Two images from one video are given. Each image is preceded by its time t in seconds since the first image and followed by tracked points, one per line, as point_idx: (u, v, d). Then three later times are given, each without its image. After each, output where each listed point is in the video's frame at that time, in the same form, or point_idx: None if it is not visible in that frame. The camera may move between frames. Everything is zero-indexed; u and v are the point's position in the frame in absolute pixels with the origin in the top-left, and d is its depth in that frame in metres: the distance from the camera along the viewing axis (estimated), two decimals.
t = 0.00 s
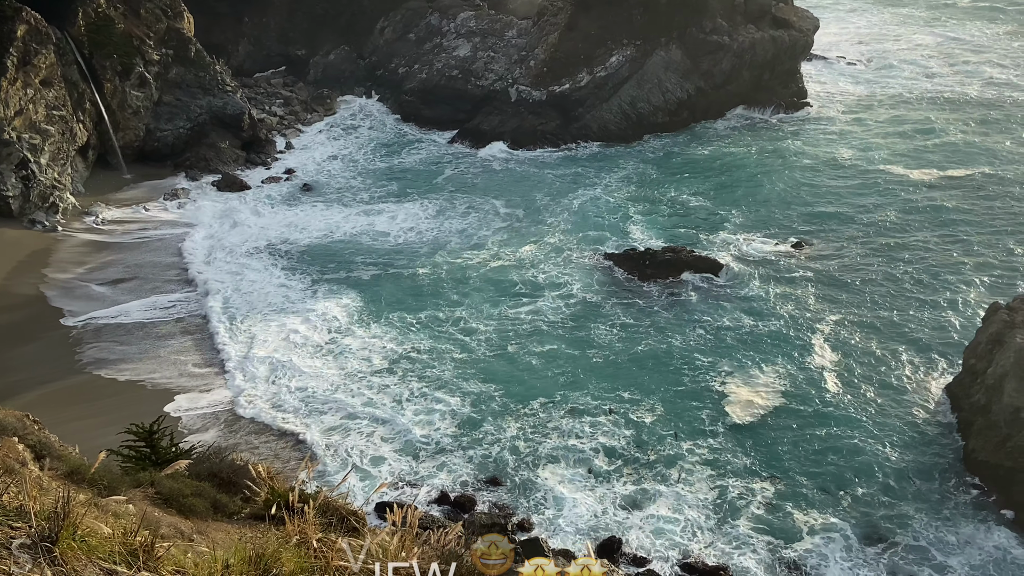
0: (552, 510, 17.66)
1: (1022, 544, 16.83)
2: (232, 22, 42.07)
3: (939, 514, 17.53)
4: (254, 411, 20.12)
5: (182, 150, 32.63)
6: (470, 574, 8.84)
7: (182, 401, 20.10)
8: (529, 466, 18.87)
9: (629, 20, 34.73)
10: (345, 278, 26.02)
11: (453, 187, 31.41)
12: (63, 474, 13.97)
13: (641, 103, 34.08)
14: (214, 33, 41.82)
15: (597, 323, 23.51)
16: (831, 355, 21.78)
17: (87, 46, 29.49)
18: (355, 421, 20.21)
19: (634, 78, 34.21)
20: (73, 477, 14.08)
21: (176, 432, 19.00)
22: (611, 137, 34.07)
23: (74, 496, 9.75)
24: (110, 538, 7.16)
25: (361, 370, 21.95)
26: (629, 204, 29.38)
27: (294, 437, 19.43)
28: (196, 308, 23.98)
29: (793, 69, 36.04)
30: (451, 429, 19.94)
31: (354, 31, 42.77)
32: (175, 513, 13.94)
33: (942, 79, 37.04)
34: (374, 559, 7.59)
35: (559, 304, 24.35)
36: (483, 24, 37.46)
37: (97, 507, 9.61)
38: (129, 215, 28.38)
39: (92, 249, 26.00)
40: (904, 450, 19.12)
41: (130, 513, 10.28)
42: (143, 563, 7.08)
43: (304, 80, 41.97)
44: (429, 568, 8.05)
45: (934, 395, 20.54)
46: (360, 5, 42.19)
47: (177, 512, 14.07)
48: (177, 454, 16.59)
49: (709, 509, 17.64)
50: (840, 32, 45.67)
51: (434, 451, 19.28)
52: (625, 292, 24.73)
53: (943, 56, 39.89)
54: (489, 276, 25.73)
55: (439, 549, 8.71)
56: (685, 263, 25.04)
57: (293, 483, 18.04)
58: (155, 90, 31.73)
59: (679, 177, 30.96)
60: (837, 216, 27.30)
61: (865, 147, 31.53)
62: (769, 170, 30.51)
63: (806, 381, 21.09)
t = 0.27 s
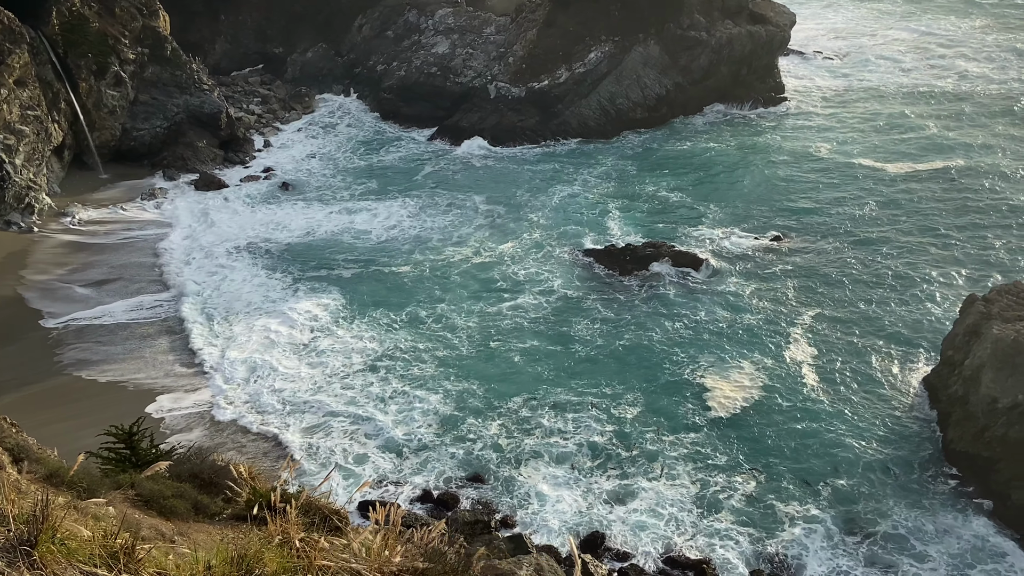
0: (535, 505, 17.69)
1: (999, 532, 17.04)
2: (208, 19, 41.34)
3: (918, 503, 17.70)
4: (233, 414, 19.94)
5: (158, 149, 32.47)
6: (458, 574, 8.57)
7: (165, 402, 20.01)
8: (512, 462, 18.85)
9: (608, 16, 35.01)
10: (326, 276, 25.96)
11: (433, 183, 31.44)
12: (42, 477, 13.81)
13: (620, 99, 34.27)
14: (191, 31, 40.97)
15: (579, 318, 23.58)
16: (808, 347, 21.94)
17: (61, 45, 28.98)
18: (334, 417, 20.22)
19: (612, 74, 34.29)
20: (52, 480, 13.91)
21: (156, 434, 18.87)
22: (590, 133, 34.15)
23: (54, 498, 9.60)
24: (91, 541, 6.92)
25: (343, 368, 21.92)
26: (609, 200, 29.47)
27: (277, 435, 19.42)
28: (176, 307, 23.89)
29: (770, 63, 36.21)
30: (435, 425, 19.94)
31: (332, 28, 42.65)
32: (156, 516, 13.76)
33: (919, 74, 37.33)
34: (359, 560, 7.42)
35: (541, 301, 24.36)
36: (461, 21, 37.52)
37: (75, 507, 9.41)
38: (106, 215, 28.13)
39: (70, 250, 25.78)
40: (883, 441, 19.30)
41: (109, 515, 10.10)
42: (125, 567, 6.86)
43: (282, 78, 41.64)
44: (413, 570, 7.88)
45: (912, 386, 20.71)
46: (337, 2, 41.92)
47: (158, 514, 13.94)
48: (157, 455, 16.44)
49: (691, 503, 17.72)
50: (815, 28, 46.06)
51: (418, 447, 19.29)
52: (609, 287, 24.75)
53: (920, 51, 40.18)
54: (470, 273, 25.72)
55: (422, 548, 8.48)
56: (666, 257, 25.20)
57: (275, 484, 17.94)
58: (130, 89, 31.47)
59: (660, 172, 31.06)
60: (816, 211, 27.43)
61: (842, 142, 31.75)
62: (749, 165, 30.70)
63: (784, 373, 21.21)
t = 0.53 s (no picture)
0: (518, 502, 17.70)
1: (977, 522, 17.20)
2: (183, 18, 40.92)
3: (896, 495, 17.84)
4: (212, 417, 19.82)
5: (135, 149, 32.21)
6: (443, 572, 8.39)
7: (146, 404, 19.91)
8: (494, 461, 18.83)
9: (586, 12, 34.80)
10: (306, 275, 25.87)
11: (413, 181, 31.45)
12: (20, 481, 13.69)
13: (599, 96, 34.35)
14: (166, 30, 40.59)
15: (559, 314, 23.61)
16: (785, 343, 22.02)
17: (35, 45, 28.62)
18: (311, 419, 20.06)
19: (590, 72, 34.28)
20: (29, 483, 13.78)
21: (135, 437, 18.69)
22: (569, 130, 34.35)
23: (37, 503, 9.65)
24: (69, 544, 7.08)
25: (325, 367, 21.85)
26: (589, 197, 29.53)
27: (259, 434, 19.42)
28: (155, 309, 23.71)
29: (748, 59, 36.33)
30: (416, 424, 19.91)
31: (309, 27, 41.93)
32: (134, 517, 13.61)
33: (895, 69, 37.57)
34: (341, 560, 7.43)
35: (521, 298, 24.36)
36: (438, 19, 37.70)
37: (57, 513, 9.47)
38: (82, 216, 27.88)
39: (47, 252, 25.48)
40: (863, 435, 19.39)
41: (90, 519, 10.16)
42: (104, 568, 7.01)
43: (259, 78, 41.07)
44: (396, 568, 7.73)
45: (889, 380, 20.84)
46: None
47: (138, 517, 13.76)
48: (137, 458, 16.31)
49: (673, 498, 17.76)
50: (792, 24, 46.35)
51: (400, 446, 19.26)
52: (590, 283, 24.81)
53: (897, 46, 40.43)
54: (451, 271, 25.69)
55: (406, 547, 8.25)
56: (647, 254, 25.25)
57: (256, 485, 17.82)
58: (106, 89, 31.18)
59: (640, 168, 31.12)
60: (794, 206, 27.54)
61: (820, 138, 31.92)
62: (729, 161, 30.83)
63: (762, 368, 21.31)
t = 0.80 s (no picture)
0: (501, 500, 17.69)
1: (956, 514, 17.34)
2: (159, 17, 40.18)
3: (876, 488, 17.94)
4: (190, 421, 19.61)
5: (112, 150, 31.96)
6: (426, 571, 8.38)
7: (130, 405, 19.81)
8: (476, 459, 18.79)
9: (563, 10, 34.67)
10: (287, 274, 25.78)
11: (393, 179, 31.45)
12: None
13: (579, 94, 34.42)
14: (142, 29, 39.90)
15: (540, 311, 23.64)
16: (766, 343, 21.97)
17: (9, 45, 28.07)
18: (288, 424, 19.81)
19: (570, 69, 34.39)
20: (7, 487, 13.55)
21: (114, 440, 18.51)
22: (548, 128, 34.47)
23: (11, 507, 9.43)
24: (48, 548, 6.89)
25: (306, 367, 21.77)
26: (568, 194, 29.59)
27: (240, 436, 19.26)
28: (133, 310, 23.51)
29: (726, 57, 36.40)
30: (397, 423, 19.84)
31: (286, 25, 41.40)
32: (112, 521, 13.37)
33: (872, 66, 37.84)
34: (324, 561, 7.41)
35: (502, 296, 24.34)
36: (417, 17, 37.42)
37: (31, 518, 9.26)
38: (59, 218, 27.61)
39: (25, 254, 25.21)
40: (843, 429, 19.46)
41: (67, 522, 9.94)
42: (85, 570, 6.89)
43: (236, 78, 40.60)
44: (379, 569, 7.78)
45: (867, 375, 20.94)
46: None
47: (117, 520, 13.51)
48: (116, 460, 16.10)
49: (656, 494, 17.79)
50: (769, 21, 46.59)
51: (383, 445, 19.20)
52: (569, 280, 24.87)
53: (873, 43, 40.73)
54: (431, 270, 25.65)
55: (388, 546, 8.25)
56: (627, 251, 25.28)
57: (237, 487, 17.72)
58: (81, 90, 30.81)
59: (619, 166, 31.20)
60: (772, 202, 27.70)
61: (798, 134, 32.09)
62: (710, 157, 30.95)
63: (742, 364, 21.34)
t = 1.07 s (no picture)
0: (485, 497, 17.69)
1: (935, 506, 17.47)
2: (136, 15, 39.69)
3: (857, 482, 18.03)
4: (169, 423, 19.43)
5: (89, 149, 31.66)
6: (410, 569, 8.48)
7: (115, 405, 19.77)
8: (459, 457, 18.78)
9: (543, 7, 34.60)
10: (268, 273, 25.69)
11: (373, 177, 31.40)
12: None
13: (559, 91, 34.49)
14: (119, 28, 39.15)
15: (522, 308, 23.65)
16: (745, 336, 22.13)
17: None
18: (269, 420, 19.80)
19: (549, 67, 34.53)
20: None
21: (95, 442, 18.38)
22: (529, 125, 34.40)
23: None
24: (29, 552, 6.74)
25: (289, 366, 21.68)
26: (549, 192, 29.62)
27: (221, 438, 19.10)
28: (113, 312, 23.33)
29: (704, 54, 36.79)
30: (380, 422, 19.80)
31: (264, 22, 41.54)
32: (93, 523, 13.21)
33: (851, 62, 38.07)
34: (307, 560, 7.36)
35: (484, 294, 24.33)
36: (396, 14, 37.04)
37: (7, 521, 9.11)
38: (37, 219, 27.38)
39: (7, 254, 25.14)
40: (824, 423, 19.57)
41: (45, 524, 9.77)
42: (65, 574, 6.77)
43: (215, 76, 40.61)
44: (362, 568, 7.78)
45: (849, 369, 21.06)
46: None
47: (97, 522, 13.32)
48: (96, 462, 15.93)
49: (639, 488, 17.85)
50: (748, 18, 46.76)
51: (365, 445, 19.14)
52: (549, 276, 24.92)
53: (852, 39, 40.97)
54: (412, 268, 25.61)
55: (371, 545, 8.28)
56: (609, 248, 25.34)
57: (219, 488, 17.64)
58: (57, 89, 30.50)
59: (601, 163, 31.25)
60: (752, 198, 27.82)
61: (778, 131, 32.22)
62: (692, 154, 31.05)
63: (724, 360, 21.42)
